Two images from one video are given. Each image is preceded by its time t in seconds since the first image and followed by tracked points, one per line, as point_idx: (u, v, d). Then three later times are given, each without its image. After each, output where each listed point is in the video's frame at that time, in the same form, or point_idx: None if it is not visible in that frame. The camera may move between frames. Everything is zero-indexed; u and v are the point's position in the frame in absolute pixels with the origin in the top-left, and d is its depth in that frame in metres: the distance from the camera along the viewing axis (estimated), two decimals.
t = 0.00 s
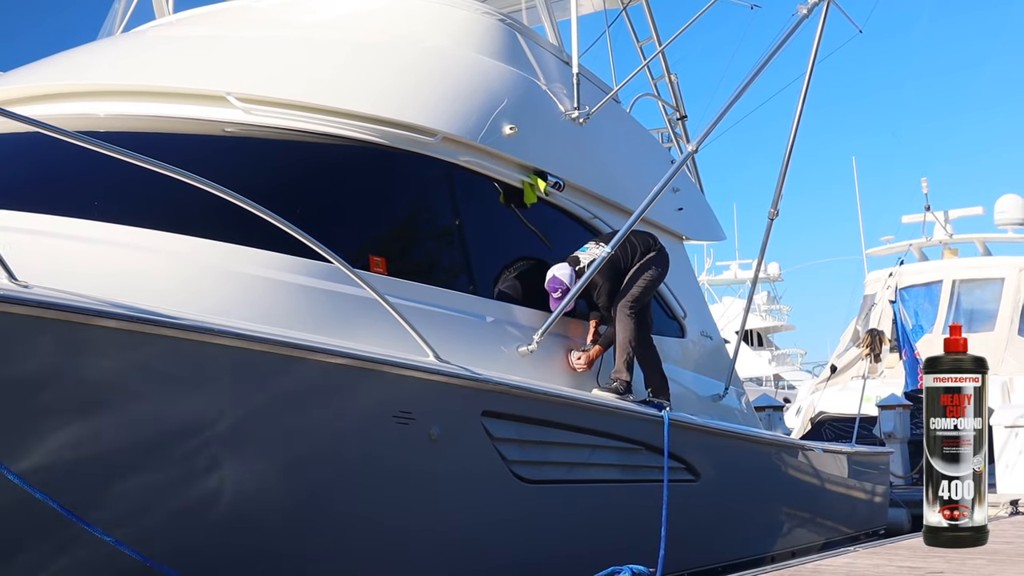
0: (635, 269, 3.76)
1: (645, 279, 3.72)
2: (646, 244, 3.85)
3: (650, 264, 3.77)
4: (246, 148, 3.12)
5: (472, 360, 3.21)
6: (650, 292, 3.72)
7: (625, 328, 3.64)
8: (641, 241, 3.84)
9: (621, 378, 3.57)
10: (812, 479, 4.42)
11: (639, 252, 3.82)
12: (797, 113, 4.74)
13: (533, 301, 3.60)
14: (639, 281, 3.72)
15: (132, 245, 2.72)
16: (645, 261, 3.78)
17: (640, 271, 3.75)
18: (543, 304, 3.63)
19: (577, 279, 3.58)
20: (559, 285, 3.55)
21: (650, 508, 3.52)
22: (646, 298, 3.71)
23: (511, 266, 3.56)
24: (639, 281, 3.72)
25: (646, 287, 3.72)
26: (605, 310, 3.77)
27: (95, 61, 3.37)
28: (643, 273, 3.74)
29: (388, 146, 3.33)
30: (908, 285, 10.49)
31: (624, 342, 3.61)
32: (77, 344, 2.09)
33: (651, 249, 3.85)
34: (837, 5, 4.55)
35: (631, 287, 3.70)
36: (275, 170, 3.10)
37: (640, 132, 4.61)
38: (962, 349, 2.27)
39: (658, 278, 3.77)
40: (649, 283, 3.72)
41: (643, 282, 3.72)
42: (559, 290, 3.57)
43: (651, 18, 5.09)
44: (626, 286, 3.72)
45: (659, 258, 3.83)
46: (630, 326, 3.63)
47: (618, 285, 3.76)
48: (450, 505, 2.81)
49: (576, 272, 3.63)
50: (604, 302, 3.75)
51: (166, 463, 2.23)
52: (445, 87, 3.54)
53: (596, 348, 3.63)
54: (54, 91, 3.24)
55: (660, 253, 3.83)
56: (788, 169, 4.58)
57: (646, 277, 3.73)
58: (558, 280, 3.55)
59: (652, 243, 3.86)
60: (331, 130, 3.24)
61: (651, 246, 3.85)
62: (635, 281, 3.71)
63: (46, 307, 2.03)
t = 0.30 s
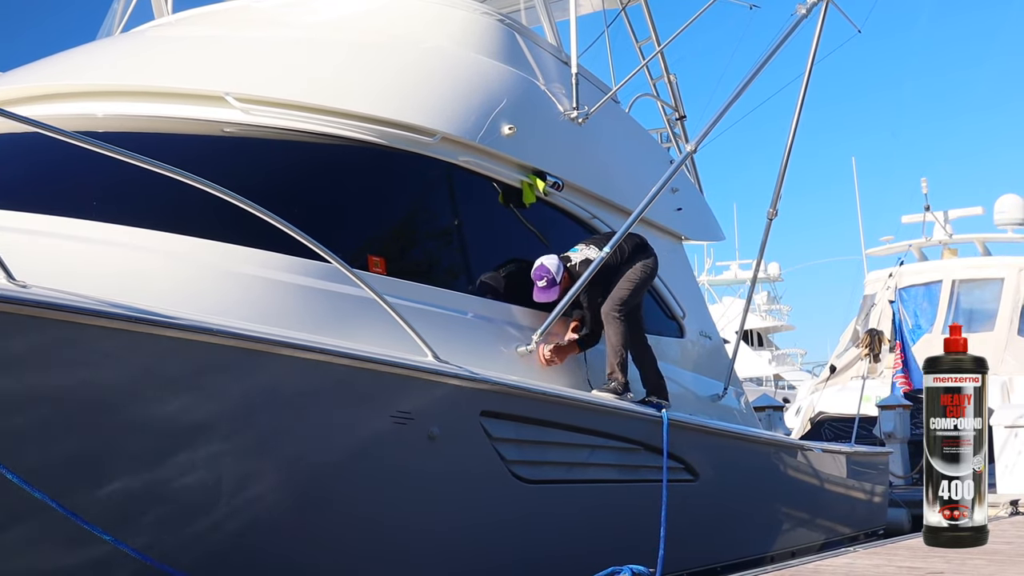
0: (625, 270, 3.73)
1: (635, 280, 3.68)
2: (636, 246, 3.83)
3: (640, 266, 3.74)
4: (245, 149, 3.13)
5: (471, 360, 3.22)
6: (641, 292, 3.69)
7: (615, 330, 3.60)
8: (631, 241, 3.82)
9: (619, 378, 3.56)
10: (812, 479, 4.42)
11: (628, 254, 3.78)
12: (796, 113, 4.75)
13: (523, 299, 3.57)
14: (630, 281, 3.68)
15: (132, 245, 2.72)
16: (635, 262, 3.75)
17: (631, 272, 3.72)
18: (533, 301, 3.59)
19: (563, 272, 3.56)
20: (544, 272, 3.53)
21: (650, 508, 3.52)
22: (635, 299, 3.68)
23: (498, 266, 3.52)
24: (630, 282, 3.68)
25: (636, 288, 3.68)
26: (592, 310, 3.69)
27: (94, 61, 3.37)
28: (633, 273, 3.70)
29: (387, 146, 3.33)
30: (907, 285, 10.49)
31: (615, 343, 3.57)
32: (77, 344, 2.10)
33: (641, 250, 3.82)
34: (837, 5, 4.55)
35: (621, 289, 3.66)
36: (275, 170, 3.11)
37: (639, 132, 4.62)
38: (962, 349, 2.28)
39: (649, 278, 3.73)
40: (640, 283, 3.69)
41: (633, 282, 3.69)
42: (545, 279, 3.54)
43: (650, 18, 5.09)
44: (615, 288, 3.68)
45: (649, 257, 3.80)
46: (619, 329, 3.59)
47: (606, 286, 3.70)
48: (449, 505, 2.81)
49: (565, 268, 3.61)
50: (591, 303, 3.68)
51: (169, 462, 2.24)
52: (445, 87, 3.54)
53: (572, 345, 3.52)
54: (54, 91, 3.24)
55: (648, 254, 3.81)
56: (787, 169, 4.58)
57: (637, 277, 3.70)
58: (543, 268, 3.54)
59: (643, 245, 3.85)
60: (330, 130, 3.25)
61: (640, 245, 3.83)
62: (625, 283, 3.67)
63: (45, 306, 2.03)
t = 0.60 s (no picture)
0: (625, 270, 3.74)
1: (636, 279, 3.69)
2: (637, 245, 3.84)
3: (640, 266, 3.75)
4: (244, 149, 3.13)
5: (470, 361, 3.22)
6: (641, 291, 3.70)
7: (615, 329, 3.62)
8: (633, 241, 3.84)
9: (619, 379, 3.57)
10: (812, 479, 4.42)
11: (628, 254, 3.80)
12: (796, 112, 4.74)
13: (523, 300, 3.57)
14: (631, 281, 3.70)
15: (130, 245, 2.72)
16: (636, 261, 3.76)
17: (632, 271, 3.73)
18: (534, 303, 3.60)
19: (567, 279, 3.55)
20: (548, 282, 3.52)
21: (649, 509, 3.52)
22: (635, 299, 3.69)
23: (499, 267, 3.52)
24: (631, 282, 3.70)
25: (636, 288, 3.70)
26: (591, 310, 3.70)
27: (94, 61, 3.37)
28: (634, 273, 3.72)
29: (386, 147, 3.33)
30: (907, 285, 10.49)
31: (616, 345, 3.59)
32: (75, 345, 2.09)
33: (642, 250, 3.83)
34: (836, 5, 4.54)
35: (621, 289, 3.68)
36: (274, 170, 3.11)
37: (639, 132, 4.61)
38: (962, 349, 2.27)
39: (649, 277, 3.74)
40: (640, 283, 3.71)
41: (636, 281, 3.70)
42: (548, 288, 3.53)
43: (649, 18, 5.09)
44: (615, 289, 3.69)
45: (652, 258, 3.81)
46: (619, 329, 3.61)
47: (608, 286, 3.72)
48: (448, 505, 2.81)
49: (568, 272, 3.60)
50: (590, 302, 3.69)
51: (168, 462, 2.24)
52: (444, 88, 3.54)
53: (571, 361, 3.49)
54: (53, 91, 3.24)
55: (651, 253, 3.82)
56: (787, 169, 4.58)
57: (638, 277, 3.71)
58: (547, 277, 3.52)
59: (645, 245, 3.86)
60: (329, 131, 3.25)
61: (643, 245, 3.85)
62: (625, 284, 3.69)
63: (43, 307, 2.03)
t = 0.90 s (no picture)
0: (646, 273, 3.80)
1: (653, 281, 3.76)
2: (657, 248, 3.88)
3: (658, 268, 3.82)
4: (243, 149, 3.13)
5: (470, 361, 3.22)
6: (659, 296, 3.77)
7: (635, 332, 3.67)
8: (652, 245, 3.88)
9: (620, 378, 3.58)
10: (812, 479, 4.42)
11: (648, 256, 3.86)
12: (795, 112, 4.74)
13: (524, 300, 3.57)
14: (649, 283, 3.76)
15: (130, 245, 2.72)
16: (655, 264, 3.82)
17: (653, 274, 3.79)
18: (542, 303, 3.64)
19: (587, 283, 3.68)
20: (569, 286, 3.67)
21: (649, 509, 3.52)
22: (654, 303, 3.75)
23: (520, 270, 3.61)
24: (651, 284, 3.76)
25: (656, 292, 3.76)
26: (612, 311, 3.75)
27: (93, 61, 3.38)
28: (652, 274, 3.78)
29: (386, 147, 3.33)
30: (907, 285, 10.49)
31: (632, 344, 3.64)
32: (74, 345, 2.09)
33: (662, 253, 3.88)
34: (836, 5, 4.54)
35: (641, 290, 3.73)
36: (274, 170, 3.11)
37: (638, 132, 4.61)
38: (962, 349, 2.28)
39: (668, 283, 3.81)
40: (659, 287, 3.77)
41: (654, 284, 3.76)
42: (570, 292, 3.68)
43: (649, 18, 5.09)
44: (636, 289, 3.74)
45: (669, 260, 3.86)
46: (638, 330, 3.66)
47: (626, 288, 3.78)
48: (448, 505, 2.81)
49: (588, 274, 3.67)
50: (611, 303, 3.75)
51: (166, 462, 2.23)
52: (443, 88, 3.54)
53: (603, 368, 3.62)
54: (52, 92, 3.24)
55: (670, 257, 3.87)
56: (786, 169, 4.58)
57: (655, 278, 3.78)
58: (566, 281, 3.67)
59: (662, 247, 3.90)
60: (328, 131, 3.25)
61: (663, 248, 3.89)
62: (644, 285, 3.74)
63: (42, 307, 2.03)
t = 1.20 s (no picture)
0: (651, 278, 3.83)
1: (656, 286, 3.78)
2: (662, 254, 3.91)
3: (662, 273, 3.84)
4: (244, 149, 3.13)
5: (470, 361, 3.22)
6: (665, 301, 3.79)
7: (641, 338, 3.68)
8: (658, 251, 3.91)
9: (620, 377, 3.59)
10: (811, 479, 4.42)
11: (654, 262, 3.89)
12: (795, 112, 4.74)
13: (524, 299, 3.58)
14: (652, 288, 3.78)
15: (130, 245, 2.73)
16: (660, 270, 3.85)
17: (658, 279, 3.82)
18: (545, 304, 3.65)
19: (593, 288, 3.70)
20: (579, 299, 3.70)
21: (649, 509, 3.52)
22: (660, 308, 3.78)
23: (532, 271, 3.67)
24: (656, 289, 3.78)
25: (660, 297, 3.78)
26: (621, 317, 3.82)
27: (94, 61, 3.38)
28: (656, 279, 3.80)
29: (386, 147, 3.33)
30: (907, 285, 10.49)
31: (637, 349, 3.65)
32: (74, 344, 2.09)
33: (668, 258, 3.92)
34: (836, 5, 4.54)
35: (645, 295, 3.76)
36: (274, 170, 3.11)
37: (639, 132, 4.62)
38: (962, 349, 2.28)
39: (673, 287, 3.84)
40: (664, 292, 3.80)
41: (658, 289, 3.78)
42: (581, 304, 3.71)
43: (650, 18, 5.10)
44: (641, 295, 3.77)
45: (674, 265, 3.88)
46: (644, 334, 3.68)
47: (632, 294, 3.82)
48: (448, 505, 2.81)
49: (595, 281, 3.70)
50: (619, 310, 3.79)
51: (166, 462, 2.23)
52: (443, 87, 3.54)
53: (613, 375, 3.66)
54: (53, 91, 3.24)
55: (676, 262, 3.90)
56: (787, 169, 4.58)
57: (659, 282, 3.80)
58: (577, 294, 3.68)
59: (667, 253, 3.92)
60: (328, 131, 3.25)
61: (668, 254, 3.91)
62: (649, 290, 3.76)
63: (43, 307, 2.03)
